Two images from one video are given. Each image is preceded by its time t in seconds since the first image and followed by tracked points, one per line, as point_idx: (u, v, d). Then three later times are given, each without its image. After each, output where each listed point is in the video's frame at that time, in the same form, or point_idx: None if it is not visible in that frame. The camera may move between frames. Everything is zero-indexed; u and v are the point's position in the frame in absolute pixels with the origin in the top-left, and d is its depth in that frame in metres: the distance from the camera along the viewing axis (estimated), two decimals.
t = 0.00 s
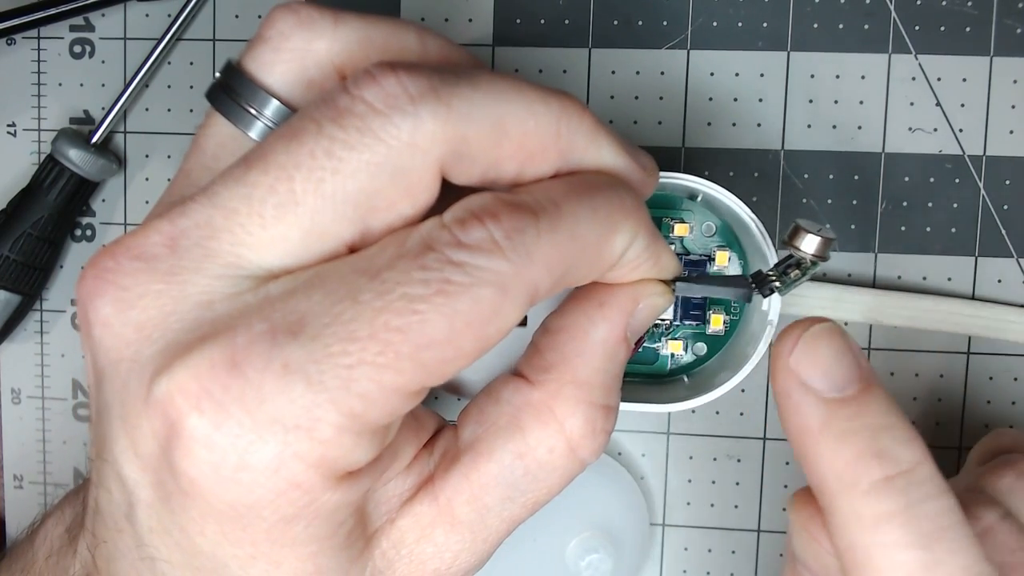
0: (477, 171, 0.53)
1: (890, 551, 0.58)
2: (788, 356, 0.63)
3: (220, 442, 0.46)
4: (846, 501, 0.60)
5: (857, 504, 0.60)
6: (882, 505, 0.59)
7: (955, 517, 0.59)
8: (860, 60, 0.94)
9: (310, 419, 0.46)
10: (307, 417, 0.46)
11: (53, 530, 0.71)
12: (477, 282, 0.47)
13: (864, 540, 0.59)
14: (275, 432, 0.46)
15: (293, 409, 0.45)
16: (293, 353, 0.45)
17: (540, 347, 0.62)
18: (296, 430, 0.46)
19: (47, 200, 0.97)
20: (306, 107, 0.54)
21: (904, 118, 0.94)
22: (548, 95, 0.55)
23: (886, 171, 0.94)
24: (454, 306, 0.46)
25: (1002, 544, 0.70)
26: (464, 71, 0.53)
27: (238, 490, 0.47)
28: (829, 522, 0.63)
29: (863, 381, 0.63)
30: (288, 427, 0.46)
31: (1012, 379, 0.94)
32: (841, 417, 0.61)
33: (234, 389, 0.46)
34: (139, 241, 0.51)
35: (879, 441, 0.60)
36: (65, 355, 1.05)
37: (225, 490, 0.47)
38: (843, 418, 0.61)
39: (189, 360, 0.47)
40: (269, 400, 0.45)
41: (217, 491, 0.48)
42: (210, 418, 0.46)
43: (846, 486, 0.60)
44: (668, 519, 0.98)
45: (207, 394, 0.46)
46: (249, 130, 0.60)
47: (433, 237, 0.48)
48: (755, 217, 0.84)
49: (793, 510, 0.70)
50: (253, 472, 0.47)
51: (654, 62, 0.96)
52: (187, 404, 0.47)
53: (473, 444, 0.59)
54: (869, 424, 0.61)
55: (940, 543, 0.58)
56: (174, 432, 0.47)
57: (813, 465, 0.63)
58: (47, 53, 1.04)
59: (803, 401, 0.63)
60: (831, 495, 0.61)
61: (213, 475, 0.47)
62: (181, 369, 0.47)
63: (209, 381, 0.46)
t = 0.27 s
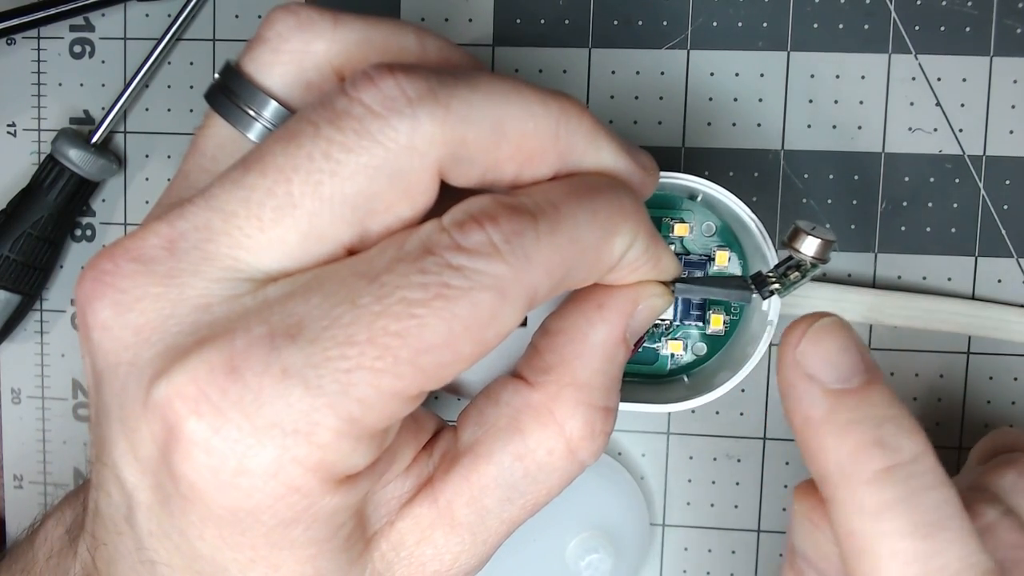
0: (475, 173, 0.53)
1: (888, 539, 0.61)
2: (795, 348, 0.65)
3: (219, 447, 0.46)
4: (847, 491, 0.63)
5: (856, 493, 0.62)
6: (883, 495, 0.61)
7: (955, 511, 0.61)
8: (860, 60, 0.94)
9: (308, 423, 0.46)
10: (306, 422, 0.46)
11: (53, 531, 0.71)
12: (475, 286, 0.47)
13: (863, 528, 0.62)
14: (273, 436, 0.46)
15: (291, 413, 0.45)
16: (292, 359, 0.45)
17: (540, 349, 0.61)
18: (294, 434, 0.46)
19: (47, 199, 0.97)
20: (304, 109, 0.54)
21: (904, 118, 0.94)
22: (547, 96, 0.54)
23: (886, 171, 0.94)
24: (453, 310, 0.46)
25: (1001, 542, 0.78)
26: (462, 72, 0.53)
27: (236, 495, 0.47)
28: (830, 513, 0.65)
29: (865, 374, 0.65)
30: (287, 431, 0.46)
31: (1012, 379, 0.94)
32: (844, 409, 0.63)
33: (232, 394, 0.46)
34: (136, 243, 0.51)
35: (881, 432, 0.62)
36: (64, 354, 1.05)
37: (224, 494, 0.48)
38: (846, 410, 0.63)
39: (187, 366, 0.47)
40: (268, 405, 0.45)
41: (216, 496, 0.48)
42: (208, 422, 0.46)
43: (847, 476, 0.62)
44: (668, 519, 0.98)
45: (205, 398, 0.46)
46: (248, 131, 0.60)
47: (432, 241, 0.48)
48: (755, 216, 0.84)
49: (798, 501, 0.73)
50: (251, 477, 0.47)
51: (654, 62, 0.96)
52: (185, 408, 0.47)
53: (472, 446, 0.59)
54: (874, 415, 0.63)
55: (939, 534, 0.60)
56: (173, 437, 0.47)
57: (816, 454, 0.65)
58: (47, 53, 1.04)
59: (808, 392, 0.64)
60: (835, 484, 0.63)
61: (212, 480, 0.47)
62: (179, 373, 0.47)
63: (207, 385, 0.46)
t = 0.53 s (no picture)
0: (475, 175, 0.53)
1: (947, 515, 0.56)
2: (858, 318, 0.60)
3: (218, 450, 0.46)
4: (909, 468, 0.57)
5: (916, 472, 0.57)
6: (946, 475, 0.56)
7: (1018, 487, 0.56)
8: (860, 60, 0.94)
9: (307, 427, 0.46)
10: (305, 425, 0.46)
11: (53, 531, 0.71)
12: (474, 290, 0.47)
13: (919, 505, 0.57)
14: (272, 439, 0.46)
15: (291, 417, 0.46)
16: (292, 361, 0.45)
17: (540, 350, 0.61)
18: (294, 437, 0.46)
19: (47, 200, 0.97)
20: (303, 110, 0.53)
21: (904, 118, 0.94)
22: (547, 98, 0.54)
23: (886, 171, 0.94)
24: (452, 313, 0.46)
25: None
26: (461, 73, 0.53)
27: (236, 497, 0.47)
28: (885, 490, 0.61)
29: (930, 350, 0.59)
30: (286, 434, 0.46)
31: (1012, 379, 0.94)
32: (906, 384, 0.58)
33: (231, 396, 0.46)
34: (136, 245, 0.51)
35: (945, 409, 0.57)
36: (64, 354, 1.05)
37: (223, 497, 0.48)
38: (909, 383, 0.58)
39: (187, 368, 0.47)
40: (267, 408, 0.45)
41: (215, 498, 0.48)
42: (207, 425, 0.46)
43: (910, 453, 0.57)
44: (668, 520, 0.98)
45: (204, 401, 0.46)
46: (247, 133, 0.59)
47: (432, 244, 0.48)
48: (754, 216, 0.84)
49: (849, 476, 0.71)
50: (250, 480, 0.47)
51: (654, 62, 0.96)
52: (184, 410, 0.47)
53: (472, 447, 0.59)
54: (939, 392, 0.58)
55: (1005, 509, 0.56)
56: (172, 439, 0.47)
57: (874, 429, 0.59)
58: (47, 54, 1.04)
59: (870, 365, 0.59)
60: (893, 460, 0.58)
61: (211, 483, 0.47)
62: (178, 375, 0.47)
63: (205, 388, 0.46)
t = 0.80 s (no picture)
0: (474, 176, 0.53)
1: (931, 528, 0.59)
2: (830, 339, 0.64)
3: (217, 450, 0.47)
4: (892, 481, 0.61)
5: (900, 483, 0.61)
6: (928, 485, 0.60)
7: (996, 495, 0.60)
8: (860, 60, 0.94)
9: (306, 427, 0.46)
10: (304, 426, 0.46)
11: (53, 531, 0.71)
12: (474, 291, 0.47)
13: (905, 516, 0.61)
14: (271, 440, 0.46)
15: (289, 417, 0.46)
16: (291, 362, 0.45)
17: (540, 351, 0.61)
18: (293, 438, 0.46)
19: (47, 200, 0.97)
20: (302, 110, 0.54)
21: (904, 118, 0.94)
22: (547, 97, 0.54)
23: (886, 171, 0.94)
24: (451, 314, 0.46)
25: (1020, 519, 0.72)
26: (460, 73, 0.53)
27: (235, 498, 0.48)
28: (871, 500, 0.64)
29: (903, 367, 0.63)
30: (285, 435, 0.46)
31: (1012, 379, 0.94)
32: (883, 400, 0.62)
33: (230, 397, 0.46)
34: (135, 246, 0.51)
35: (924, 421, 0.61)
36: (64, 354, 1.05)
37: (222, 498, 0.48)
38: (887, 400, 0.62)
39: (186, 369, 0.47)
40: (265, 409, 0.45)
41: (214, 499, 0.48)
42: (206, 425, 0.46)
43: (894, 466, 0.61)
44: (668, 520, 0.98)
45: (202, 402, 0.46)
46: (247, 133, 0.59)
47: (432, 245, 0.48)
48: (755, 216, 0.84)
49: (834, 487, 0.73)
50: (249, 480, 0.47)
51: (654, 62, 0.96)
52: (182, 411, 0.47)
53: (472, 448, 0.59)
54: (915, 405, 0.62)
55: (985, 520, 0.59)
56: (171, 440, 0.48)
57: (854, 446, 0.63)
58: (47, 53, 1.04)
59: (846, 384, 0.63)
60: (876, 474, 0.62)
61: (210, 483, 0.47)
62: (177, 376, 0.47)
63: (204, 388, 0.46)
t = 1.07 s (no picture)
0: (474, 177, 0.53)
1: (915, 539, 0.62)
2: (811, 357, 0.69)
3: (215, 451, 0.46)
4: (873, 493, 0.65)
5: (883, 494, 0.64)
6: (911, 497, 0.63)
7: (981, 509, 0.62)
8: (860, 61, 0.94)
9: (305, 429, 0.46)
10: (303, 427, 0.46)
11: (53, 531, 0.71)
12: (473, 293, 0.47)
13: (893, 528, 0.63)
14: (269, 442, 0.46)
15: (288, 419, 0.45)
16: (290, 364, 0.45)
17: (540, 352, 0.61)
18: (291, 440, 0.46)
19: (47, 200, 0.97)
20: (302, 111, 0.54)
21: (904, 118, 0.94)
22: (546, 98, 0.54)
23: (886, 171, 0.94)
24: (451, 316, 0.46)
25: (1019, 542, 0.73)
26: (460, 74, 0.53)
27: (233, 499, 0.48)
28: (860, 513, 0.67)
29: (882, 383, 0.68)
30: (284, 437, 0.46)
31: (1012, 379, 0.94)
32: (863, 414, 0.66)
33: (228, 399, 0.46)
34: (134, 247, 0.51)
35: (903, 434, 0.65)
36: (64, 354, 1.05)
37: (220, 499, 0.48)
38: (865, 415, 0.66)
39: (184, 370, 0.47)
40: (264, 410, 0.45)
41: (212, 500, 0.48)
42: (204, 427, 0.46)
43: (875, 478, 0.64)
44: (668, 520, 0.98)
45: (200, 403, 0.46)
46: (247, 134, 0.59)
47: (431, 247, 0.48)
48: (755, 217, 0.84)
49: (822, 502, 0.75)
50: (247, 482, 0.47)
51: (655, 62, 0.96)
52: (180, 412, 0.47)
53: (471, 449, 0.59)
54: (893, 418, 0.66)
55: (969, 532, 0.61)
56: (169, 441, 0.47)
57: (837, 458, 0.67)
58: (47, 53, 1.04)
59: (826, 400, 0.68)
60: (860, 486, 0.66)
61: (208, 484, 0.47)
62: (174, 377, 0.47)
63: (202, 390, 0.46)
